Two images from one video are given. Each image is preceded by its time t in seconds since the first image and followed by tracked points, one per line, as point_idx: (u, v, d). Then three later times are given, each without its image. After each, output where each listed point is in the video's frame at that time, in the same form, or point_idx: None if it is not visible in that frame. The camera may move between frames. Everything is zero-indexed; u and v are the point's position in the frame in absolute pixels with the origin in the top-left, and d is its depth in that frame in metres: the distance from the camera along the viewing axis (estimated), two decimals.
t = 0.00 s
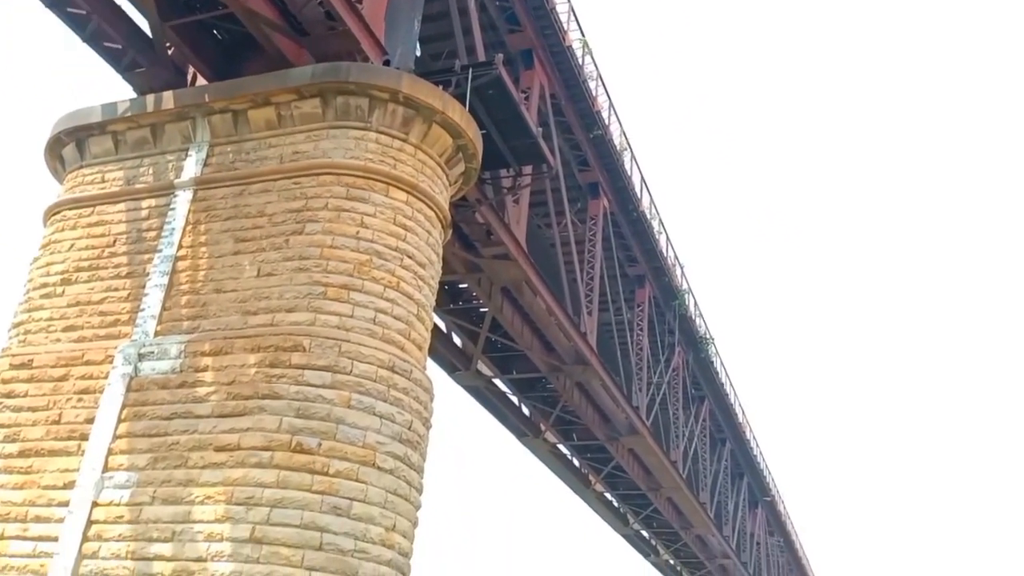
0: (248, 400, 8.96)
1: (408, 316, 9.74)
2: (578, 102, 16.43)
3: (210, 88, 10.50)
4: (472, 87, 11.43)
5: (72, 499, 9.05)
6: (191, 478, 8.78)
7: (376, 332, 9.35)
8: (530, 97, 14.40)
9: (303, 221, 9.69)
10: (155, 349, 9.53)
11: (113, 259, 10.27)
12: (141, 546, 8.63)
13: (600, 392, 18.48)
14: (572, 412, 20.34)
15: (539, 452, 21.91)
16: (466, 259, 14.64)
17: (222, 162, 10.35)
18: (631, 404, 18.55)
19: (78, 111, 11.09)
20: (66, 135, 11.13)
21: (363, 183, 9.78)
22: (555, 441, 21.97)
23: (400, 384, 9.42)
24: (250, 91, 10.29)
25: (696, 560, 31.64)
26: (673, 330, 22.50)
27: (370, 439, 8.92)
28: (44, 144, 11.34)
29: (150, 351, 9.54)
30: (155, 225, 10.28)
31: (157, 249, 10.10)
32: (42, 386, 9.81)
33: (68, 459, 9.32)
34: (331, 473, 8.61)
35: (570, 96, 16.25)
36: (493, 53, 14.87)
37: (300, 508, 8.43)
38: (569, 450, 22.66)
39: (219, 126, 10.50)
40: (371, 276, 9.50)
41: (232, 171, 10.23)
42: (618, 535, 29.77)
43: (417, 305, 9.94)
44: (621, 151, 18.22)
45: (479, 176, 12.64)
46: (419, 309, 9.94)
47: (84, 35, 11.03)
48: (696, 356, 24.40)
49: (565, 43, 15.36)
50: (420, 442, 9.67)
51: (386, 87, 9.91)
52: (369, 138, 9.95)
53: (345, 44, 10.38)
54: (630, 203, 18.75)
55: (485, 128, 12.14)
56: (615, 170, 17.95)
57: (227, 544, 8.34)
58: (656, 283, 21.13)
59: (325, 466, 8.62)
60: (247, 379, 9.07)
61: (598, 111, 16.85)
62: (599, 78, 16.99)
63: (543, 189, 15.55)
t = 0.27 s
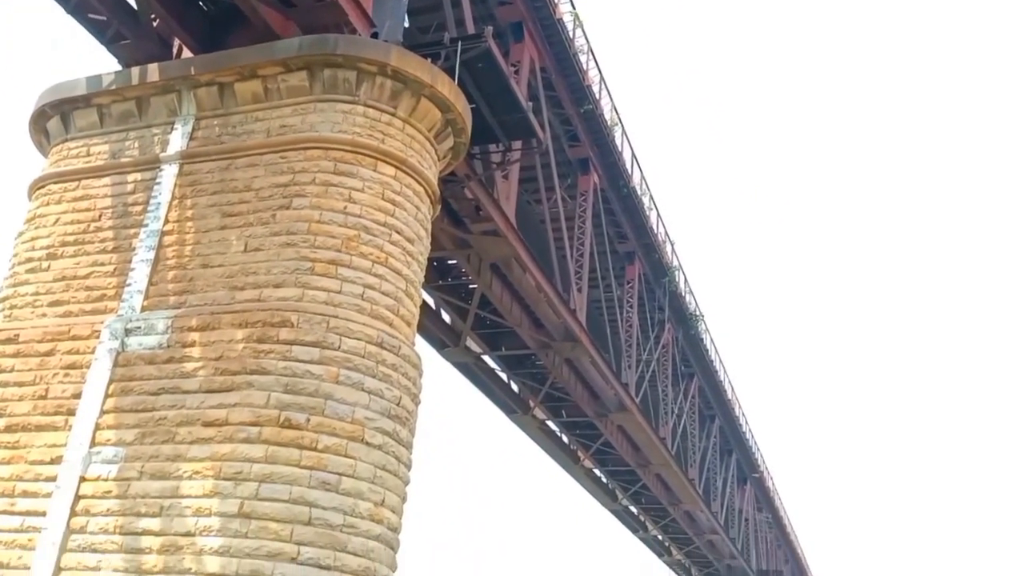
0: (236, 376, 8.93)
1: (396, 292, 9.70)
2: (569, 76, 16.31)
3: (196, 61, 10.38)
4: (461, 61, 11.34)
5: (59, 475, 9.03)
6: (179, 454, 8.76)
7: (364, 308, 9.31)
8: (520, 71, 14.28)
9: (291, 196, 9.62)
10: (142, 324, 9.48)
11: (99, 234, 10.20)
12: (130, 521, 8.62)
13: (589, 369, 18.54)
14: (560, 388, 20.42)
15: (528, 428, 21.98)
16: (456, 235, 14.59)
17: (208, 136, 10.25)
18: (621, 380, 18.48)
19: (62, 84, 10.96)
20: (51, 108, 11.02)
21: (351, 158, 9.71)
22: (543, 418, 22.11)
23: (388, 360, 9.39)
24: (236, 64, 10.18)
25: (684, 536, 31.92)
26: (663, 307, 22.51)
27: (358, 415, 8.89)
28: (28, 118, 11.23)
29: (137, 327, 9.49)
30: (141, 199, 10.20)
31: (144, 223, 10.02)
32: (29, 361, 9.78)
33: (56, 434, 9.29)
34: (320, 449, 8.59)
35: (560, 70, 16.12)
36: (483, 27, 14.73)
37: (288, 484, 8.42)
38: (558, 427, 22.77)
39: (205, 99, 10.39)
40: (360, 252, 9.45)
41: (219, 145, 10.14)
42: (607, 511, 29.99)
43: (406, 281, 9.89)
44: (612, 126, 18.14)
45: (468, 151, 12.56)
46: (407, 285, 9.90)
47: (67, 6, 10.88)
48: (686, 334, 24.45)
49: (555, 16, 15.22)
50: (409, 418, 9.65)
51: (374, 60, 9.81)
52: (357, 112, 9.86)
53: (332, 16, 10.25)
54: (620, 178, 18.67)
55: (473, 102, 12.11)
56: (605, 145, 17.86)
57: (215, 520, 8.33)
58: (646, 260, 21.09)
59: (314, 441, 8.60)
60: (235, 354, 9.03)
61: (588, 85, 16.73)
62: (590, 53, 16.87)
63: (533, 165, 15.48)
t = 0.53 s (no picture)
0: (223, 350, 8.91)
1: (383, 267, 9.68)
2: (558, 49, 16.18)
3: (180, 32, 10.26)
4: (449, 33, 11.25)
5: (46, 449, 9.02)
6: (165, 428, 8.76)
7: (351, 282, 9.28)
8: (508, 44, 14.16)
9: (277, 170, 9.55)
10: (127, 299, 9.44)
11: (83, 208, 10.13)
12: (117, 495, 8.63)
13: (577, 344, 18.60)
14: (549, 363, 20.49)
15: (516, 404, 22.08)
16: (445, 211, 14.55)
17: (193, 109, 10.16)
18: (609, 356, 18.58)
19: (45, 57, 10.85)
20: (34, 81, 10.93)
21: (337, 131, 9.64)
22: (531, 393, 22.22)
23: (376, 335, 9.38)
24: (221, 36, 10.06)
25: (671, 510, 32.21)
26: (651, 282, 22.54)
27: (346, 390, 8.89)
28: (11, 90, 11.13)
29: (123, 301, 9.45)
30: (126, 173, 10.12)
31: (128, 197, 9.95)
32: (14, 336, 9.74)
33: (42, 409, 9.27)
34: (307, 423, 8.60)
35: (549, 42, 15.99)
36: None
37: (275, 458, 8.43)
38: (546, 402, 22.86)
39: (190, 72, 10.28)
40: (346, 226, 9.40)
41: (203, 118, 10.05)
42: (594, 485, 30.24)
43: (393, 256, 9.86)
44: (600, 99, 18.05)
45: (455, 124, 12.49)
46: (395, 259, 9.87)
47: None
48: (674, 309, 24.50)
49: None
50: (397, 393, 9.66)
51: (360, 32, 9.71)
52: (343, 85, 9.78)
53: None
54: (609, 152, 18.60)
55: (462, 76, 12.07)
56: (594, 119, 17.77)
57: (203, 494, 8.35)
58: (634, 235, 21.07)
59: (301, 416, 8.60)
60: (221, 329, 9.00)
61: (577, 58, 16.61)
62: (579, 25, 16.74)
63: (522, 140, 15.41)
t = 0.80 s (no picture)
0: (208, 324, 8.89)
1: (369, 241, 9.66)
2: (545, 21, 16.05)
3: (162, 2, 10.13)
4: (434, 4, 11.17)
5: (31, 423, 9.01)
6: (151, 402, 8.75)
7: (337, 257, 9.26)
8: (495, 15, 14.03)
9: (261, 142, 9.49)
10: (112, 273, 9.40)
11: (66, 181, 10.06)
12: (103, 469, 8.64)
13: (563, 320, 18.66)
14: (535, 339, 20.56)
15: (503, 379, 22.16)
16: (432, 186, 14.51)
17: (176, 81, 10.06)
18: (596, 331, 18.91)
19: (25, 27, 10.70)
20: (15, 52, 10.79)
21: (322, 103, 9.57)
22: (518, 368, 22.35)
23: (362, 309, 9.37)
24: (204, 6, 9.94)
25: (657, 483, 32.54)
26: (638, 257, 22.57)
27: (332, 364, 8.90)
28: None
29: (107, 275, 9.40)
30: (109, 146, 10.04)
31: (112, 170, 9.87)
32: None
33: (26, 382, 9.25)
34: (293, 397, 8.61)
35: (536, 14, 15.86)
36: None
37: (261, 431, 8.44)
38: (532, 376, 22.96)
39: (173, 43, 10.17)
40: (332, 200, 9.37)
41: (186, 89, 9.96)
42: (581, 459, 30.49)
43: (379, 230, 9.84)
44: (588, 72, 17.95)
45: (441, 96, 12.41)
46: (380, 234, 9.85)
47: None
48: (660, 284, 24.56)
49: None
50: (383, 367, 9.68)
51: (344, 3, 9.62)
52: (328, 56, 9.70)
53: None
54: (596, 126, 18.53)
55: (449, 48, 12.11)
56: (581, 92, 17.68)
57: (189, 467, 8.36)
58: (621, 210, 21.07)
59: (287, 389, 8.61)
60: (206, 303, 8.97)
61: (564, 30, 16.49)
62: None
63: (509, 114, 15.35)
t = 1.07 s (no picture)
0: (192, 298, 8.88)
1: (354, 215, 9.65)
2: None
3: None
4: None
5: (15, 396, 9.01)
6: (136, 375, 8.76)
7: (321, 230, 9.25)
8: None
9: (244, 115, 9.43)
10: (95, 246, 9.36)
11: (47, 153, 9.99)
12: (88, 442, 8.66)
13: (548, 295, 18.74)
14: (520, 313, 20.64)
15: (488, 353, 22.26)
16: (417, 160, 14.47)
17: (157, 52, 9.96)
18: (580, 306, 19.10)
19: None
20: None
21: (305, 75, 9.52)
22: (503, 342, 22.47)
23: (346, 283, 9.38)
24: None
25: (641, 457, 32.86)
26: (622, 232, 22.62)
27: (317, 337, 8.93)
28: None
29: (90, 248, 9.37)
30: (90, 118, 9.96)
31: (93, 143, 9.80)
32: None
33: (10, 356, 9.24)
34: (278, 370, 8.65)
35: None
36: None
37: (246, 404, 8.47)
38: (517, 351, 23.07)
39: (153, 13, 10.06)
40: (315, 173, 9.35)
41: (168, 61, 9.87)
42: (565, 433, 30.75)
43: (363, 203, 9.83)
44: (573, 46, 17.87)
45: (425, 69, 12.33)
46: (364, 207, 9.84)
47: None
48: (645, 259, 24.63)
49: None
50: (368, 341, 9.72)
51: None
52: (310, 28, 9.63)
53: None
54: (581, 100, 18.45)
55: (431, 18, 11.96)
56: (567, 65, 17.59)
57: (174, 440, 8.39)
58: (606, 184, 21.07)
59: (272, 363, 8.65)
60: (190, 276, 8.96)
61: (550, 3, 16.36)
62: None
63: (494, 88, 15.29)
